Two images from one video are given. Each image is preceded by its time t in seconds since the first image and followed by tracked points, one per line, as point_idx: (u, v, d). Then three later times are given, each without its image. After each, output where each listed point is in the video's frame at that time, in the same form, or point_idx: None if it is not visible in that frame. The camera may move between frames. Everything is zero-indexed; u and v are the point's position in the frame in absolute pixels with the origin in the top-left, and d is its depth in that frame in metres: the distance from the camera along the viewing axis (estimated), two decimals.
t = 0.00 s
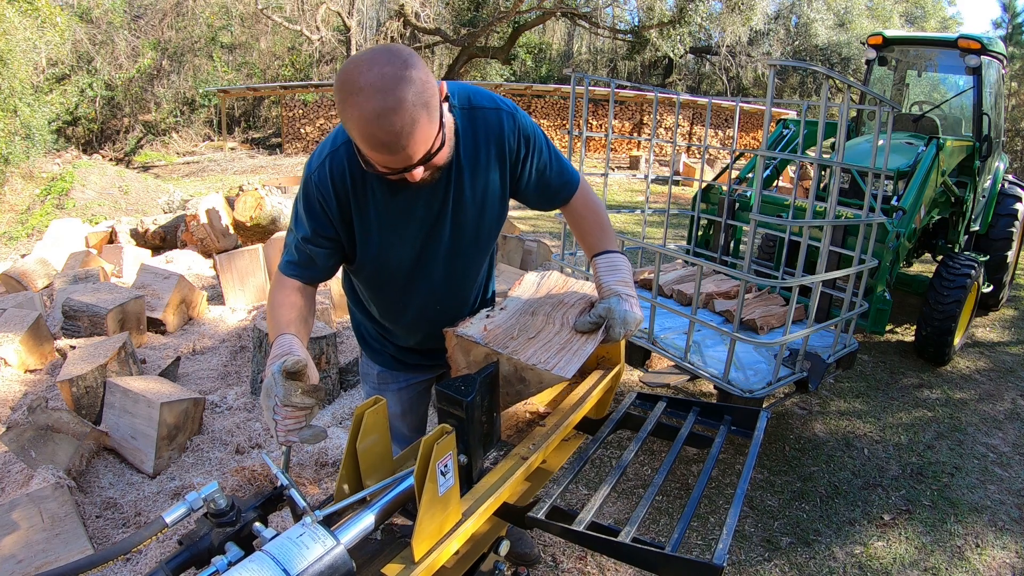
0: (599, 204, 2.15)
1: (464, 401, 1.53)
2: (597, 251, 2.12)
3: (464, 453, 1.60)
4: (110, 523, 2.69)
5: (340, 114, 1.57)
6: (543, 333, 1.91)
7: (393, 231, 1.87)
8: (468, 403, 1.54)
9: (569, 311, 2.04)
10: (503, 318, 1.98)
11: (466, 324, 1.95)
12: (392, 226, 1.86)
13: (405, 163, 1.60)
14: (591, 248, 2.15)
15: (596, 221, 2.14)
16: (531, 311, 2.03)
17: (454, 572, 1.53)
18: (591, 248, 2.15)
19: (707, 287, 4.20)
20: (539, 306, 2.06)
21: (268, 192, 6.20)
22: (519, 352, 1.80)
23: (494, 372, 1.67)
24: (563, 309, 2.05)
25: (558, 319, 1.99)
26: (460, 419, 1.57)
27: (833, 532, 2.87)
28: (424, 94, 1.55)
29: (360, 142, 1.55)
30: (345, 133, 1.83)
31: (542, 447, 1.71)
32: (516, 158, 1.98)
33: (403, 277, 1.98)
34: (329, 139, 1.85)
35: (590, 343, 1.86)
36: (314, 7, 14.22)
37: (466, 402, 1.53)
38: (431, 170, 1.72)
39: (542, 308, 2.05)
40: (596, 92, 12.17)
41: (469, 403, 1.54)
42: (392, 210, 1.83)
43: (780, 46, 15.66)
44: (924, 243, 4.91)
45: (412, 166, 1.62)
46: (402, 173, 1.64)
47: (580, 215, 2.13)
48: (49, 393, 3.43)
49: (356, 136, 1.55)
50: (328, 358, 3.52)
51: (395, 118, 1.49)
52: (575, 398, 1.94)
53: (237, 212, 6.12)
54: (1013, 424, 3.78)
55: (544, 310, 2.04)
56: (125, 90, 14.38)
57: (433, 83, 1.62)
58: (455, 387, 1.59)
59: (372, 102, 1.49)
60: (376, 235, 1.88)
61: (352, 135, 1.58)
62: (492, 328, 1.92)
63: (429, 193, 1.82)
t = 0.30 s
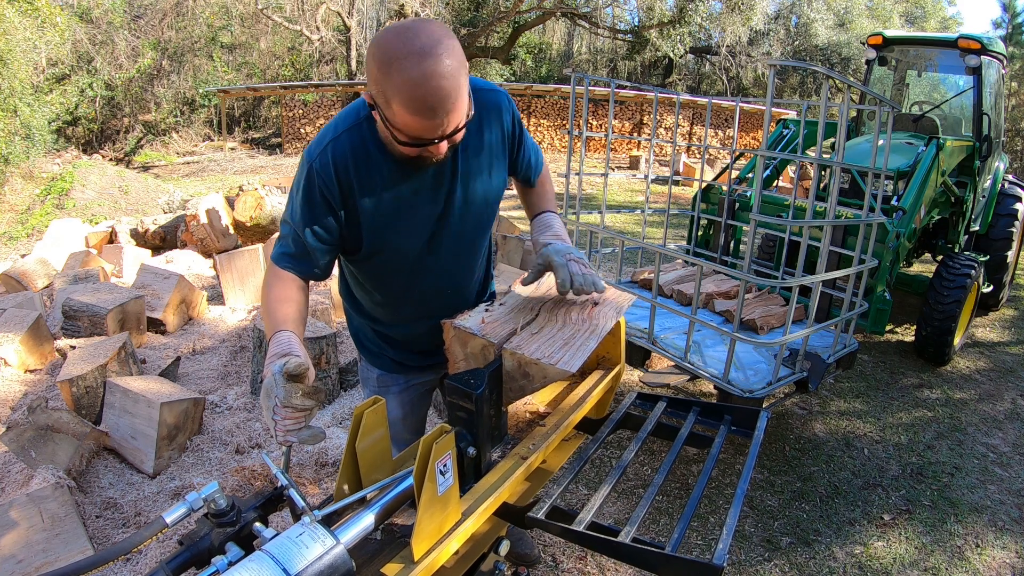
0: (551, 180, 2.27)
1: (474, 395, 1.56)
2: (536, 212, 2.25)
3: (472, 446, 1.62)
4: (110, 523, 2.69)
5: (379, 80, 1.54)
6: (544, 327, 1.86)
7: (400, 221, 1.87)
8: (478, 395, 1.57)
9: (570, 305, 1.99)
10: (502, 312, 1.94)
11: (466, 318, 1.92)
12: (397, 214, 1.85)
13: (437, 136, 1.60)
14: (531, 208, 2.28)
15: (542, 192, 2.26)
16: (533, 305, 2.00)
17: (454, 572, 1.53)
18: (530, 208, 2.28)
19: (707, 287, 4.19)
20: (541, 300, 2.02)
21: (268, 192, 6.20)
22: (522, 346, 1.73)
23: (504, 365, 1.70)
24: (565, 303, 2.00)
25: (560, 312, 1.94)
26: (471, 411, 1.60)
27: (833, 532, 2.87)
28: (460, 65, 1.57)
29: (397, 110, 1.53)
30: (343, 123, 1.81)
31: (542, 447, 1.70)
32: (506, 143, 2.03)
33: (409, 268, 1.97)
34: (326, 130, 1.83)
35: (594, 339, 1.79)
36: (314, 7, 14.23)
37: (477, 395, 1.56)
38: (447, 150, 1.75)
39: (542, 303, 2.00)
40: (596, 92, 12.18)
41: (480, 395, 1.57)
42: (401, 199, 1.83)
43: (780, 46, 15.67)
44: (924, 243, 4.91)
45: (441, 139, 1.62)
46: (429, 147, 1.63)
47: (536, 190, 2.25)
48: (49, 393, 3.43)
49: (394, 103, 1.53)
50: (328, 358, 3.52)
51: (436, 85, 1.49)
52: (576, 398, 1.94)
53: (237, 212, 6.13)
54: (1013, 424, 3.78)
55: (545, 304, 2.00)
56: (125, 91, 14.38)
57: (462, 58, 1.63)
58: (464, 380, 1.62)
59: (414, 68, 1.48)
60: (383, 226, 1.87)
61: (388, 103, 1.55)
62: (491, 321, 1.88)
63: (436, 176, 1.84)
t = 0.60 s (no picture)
0: (514, 186, 2.37)
1: (487, 387, 1.63)
2: (502, 227, 2.34)
3: (482, 439, 1.67)
4: (110, 524, 2.69)
5: (447, 53, 1.55)
6: (546, 328, 1.85)
7: (409, 213, 1.85)
8: (490, 389, 1.63)
9: (569, 306, 1.98)
10: (502, 313, 1.94)
11: (465, 317, 1.91)
12: (407, 205, 1.84)
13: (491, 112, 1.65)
14: (498, 223, 2.36)
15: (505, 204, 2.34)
16: (532, 306, 1.98)
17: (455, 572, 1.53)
18: (498, 222, 2.36)
19: (707, 287, 4.19)
20: (538, 301, 2.02)
21: (268, 192, 6.21)
22: (526, 347, 1.72)
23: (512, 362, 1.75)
24: (564, 304, 1.99)
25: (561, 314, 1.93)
26: (482, 405, 1.66)
27: (834, 532, 2.87)
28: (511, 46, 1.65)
29: (468, 83, 1.56)
30: (349, 110, 1.75)
31: (543, 447, 1.70)
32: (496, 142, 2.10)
33: (415, 264, 1.94)
34: (329, 117, 1.75)
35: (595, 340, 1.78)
36: (314, 7, 14.23)
37: (489, 388, 1.63)
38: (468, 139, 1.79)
39: (541, 303, 2.00)
40: (596, 92, 12.18)
41: (491, 389, 1.63)
42: (411, 190, 1.82)
43: (780, 46, 15.67)
44: (924, 244, 4.91)
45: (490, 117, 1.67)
46: (483, 124, 1.66)
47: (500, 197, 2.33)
48: (49, 393, 3.43)
49: (466, 76, 1.55)
50: (328, 358, 3.52)
51: (508, 60, 1.56)
52: (576, 398, 1.94)
53: (236, 212, 6.15)
54: (1013, 424, 3.78)
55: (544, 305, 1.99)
56: (125, 91, 14.38)
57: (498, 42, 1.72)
58: (478, 375, 1.68)
59: (487, 41, 1.54)
60: (392, 219, 1.84)
61: (455, 76, 1.56)
62: (490, 322, 1.87)
63: (446, 167, 1.87)
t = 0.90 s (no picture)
0: (509, 190, 2.39)
1: (496, 381, 1.62)
2: (500, 228, 2.34)
3: (491, 432, 1.67)
4: (110, 524, 2.69)
5: (478, 49, 1.56)
6: (546, 329, 1.85)
7: (412, 211, 1.85)
8: (499, 382, 1.62)
9: (569, 305, 1.98)
10: (501, 310, 1.94)
11: (465, 313, 1.91)
12: (411, 201, 1.84)
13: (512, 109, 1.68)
14: (496, 225, 2.36)
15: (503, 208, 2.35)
16: (531, 304, 1.98)
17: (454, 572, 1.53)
18: (495, 224, 2.37)
19: (707, 287, 4.20)
20: (537, 299, 2.02)
21: (268, 192, 6.21)
22: (529, 347, 1.73)
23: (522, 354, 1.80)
24: (564, 304, 1.99)
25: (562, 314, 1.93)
26: (492, 399, 1.66)
27: (834, 532, 2.87)
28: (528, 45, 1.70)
29: (496, 80, 1.58)
30: (353, 104, 1.75)
31: (543, 447, 1.70)
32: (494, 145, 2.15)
33: (418, 262, 1.94)
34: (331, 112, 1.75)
35: (596, 341, 1.80)
36: (314, 7, 14.25)
37: (498, 382, 1.62)
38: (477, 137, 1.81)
39: (540, 302, 2.00)
40: (596, 92, 12.18)
41: (501, 383, 1.63)
42: (415, 187, 1.82)
43: (780, 46, 15.67)
44: (923, 243, 4.91)
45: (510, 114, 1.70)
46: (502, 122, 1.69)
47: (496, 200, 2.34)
48: (49, 393, 3.43)
49: (496, 73, 1.57)
50: (328, 358, 3.52)
51: (533, 58, 1.61)
52: (575, 399, 1.93)
53: (237, 212, 6.16)
54: (1013, 424, 3.78)
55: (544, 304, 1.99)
56: (125, 90, 14.39)
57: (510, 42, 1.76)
58: (487, 369, 1.68)
59: (515, 39, 1.58)
60: (397, 215, 1.84)
61: (485, 73, 1.58)
62: (488, 319, 1.87)
63: (450, 165, 1.88)
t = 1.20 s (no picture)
0: (508, 189, 2.39)
1: (502, 373, 1.66)
2: (500, 227, 2.34)
3: (499, 425, 1.70)
4: (110, 524, 2.69)
5: (469, 49, 1.56)
6: (546, 328, 1.83)
7: (408, 211, 1.86)
8: (504, 374, 1.66)
9: (569, 304, 1.97)
10: (494, 307, 1.92)
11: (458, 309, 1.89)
12: (407, 201, 1.84)
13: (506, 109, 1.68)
14: (495, 225, 2.37)
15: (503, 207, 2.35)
16: (527, 302, 1.97)
17: (454, 572, 1.53)
18: (495, 224, 2.37)
19: (707, 287, 4.19)
20: (534, 297, 2.01)
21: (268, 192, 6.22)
22: (531, 347, 1.72)
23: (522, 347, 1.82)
24: (564, 303, 1.98)
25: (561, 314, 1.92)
26: (498, 392, 1.69)
27: (834, 532, 2.87)
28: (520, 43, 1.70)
29: (489, 79, 1.58)
30: (346, 106, 1.75)
31: (542, 447, 1.70)
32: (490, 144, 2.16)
33: (414, 262, 1.94)
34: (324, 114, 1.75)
35: (599, 338, 1.79)
36: (314, 7, 14.27)
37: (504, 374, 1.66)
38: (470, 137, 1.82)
39: (537, 301, 1.98)
40: (596, 92, 12.16)
41: (506, 374, 1.67)
42: (411, 187, 1.83)
43: (780, 46, 15.67)
44: (923, 243, 4.91)
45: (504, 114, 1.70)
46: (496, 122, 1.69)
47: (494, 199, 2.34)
48: (49, 393, 3.43)
49: (488, 73, 1.58)
50: (328, 358, 3.53)
51: (525, 57, 1.61)
52: (575, 399, 1.93)
53: (237, 212, 6.19)
54: (1013, 424, 3.78)
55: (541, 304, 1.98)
56: (125, 90, 14.39)
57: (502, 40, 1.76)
58: (492, 362, 1.72)
59: (506, 38, 1.58)
60: (392, 216, 1.84)
61: (476, 72, 1.58)
62: (480, 315, 1.85)
63: (445, 165, 1.88)
